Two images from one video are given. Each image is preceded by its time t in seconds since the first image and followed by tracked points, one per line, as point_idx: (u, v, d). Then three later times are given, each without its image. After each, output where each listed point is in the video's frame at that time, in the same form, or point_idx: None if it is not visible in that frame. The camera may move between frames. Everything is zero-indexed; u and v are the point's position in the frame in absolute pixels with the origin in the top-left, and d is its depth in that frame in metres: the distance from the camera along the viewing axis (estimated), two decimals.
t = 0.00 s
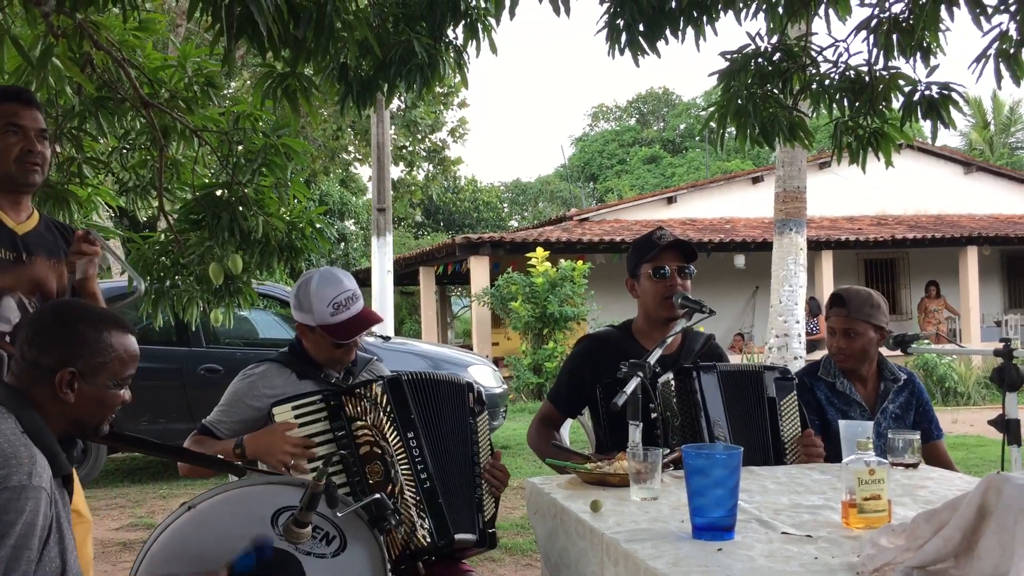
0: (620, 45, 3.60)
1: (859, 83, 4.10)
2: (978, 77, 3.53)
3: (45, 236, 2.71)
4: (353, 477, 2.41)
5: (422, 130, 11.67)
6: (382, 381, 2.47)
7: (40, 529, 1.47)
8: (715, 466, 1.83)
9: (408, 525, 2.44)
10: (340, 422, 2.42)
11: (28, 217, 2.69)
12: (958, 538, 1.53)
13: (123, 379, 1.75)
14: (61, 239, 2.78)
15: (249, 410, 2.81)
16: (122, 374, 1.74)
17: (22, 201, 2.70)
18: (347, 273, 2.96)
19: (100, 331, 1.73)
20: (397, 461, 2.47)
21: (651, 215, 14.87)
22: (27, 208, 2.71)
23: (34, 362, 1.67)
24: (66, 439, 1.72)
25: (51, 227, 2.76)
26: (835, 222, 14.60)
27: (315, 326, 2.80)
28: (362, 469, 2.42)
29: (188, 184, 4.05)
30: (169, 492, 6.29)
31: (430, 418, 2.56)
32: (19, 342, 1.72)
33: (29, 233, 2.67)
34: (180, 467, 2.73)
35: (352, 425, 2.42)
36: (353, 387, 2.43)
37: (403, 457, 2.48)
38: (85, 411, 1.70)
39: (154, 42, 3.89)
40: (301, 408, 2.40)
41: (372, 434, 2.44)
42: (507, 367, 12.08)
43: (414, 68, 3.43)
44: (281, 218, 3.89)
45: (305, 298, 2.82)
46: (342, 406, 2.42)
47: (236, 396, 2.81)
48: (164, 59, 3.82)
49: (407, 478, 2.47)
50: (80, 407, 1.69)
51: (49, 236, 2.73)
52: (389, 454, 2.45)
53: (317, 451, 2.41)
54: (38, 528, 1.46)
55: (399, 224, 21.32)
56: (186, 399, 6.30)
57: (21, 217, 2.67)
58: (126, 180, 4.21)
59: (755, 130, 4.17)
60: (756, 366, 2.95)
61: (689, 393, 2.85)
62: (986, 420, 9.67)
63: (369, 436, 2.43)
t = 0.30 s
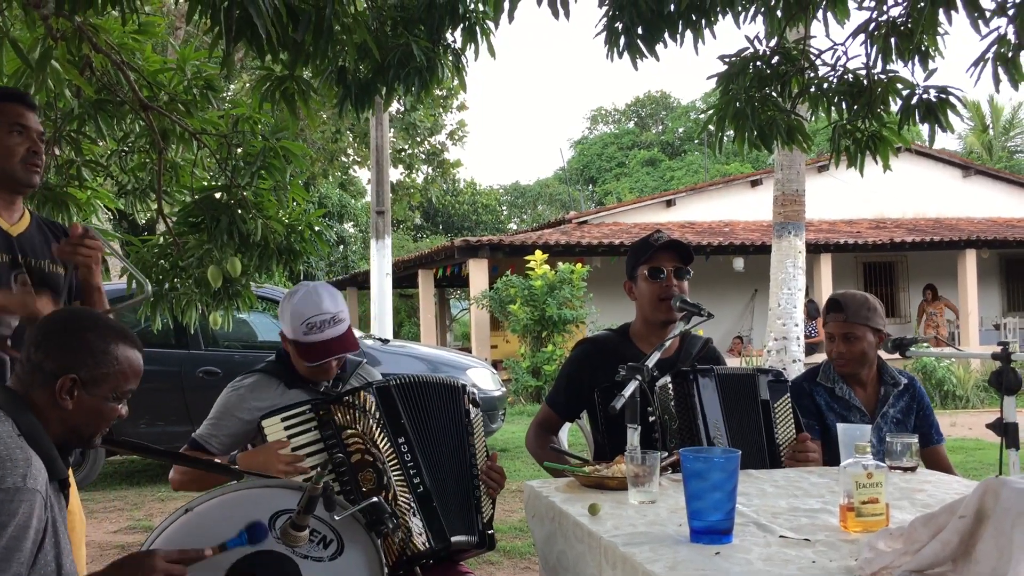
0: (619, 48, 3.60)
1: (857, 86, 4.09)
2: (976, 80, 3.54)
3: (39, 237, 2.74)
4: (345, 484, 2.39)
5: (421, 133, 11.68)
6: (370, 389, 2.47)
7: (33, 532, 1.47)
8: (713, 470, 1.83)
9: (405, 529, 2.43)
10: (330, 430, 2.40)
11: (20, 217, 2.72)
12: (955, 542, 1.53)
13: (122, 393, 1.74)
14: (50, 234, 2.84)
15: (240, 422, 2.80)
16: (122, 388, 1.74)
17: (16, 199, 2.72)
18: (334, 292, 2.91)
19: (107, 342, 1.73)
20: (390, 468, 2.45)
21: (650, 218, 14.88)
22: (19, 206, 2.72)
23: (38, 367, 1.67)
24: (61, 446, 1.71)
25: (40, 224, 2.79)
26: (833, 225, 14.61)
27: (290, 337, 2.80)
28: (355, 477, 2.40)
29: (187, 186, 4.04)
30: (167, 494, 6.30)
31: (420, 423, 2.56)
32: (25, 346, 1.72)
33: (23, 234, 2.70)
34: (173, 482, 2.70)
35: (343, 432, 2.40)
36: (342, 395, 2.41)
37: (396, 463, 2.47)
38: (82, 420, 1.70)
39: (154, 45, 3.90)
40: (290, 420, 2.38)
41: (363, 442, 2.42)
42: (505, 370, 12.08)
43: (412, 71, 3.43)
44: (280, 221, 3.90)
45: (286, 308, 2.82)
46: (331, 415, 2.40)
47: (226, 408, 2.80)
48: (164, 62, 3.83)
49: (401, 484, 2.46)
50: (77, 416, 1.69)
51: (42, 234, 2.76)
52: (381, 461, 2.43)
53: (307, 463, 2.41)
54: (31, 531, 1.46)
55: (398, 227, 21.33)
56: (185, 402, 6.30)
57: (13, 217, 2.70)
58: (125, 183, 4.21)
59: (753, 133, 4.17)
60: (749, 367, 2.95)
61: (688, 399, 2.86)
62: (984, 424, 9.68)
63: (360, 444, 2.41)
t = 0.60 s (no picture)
0: (620, 52, 3.60)
1: (858, 90, 4.10)
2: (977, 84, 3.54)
3: (51, 243, 2.75)
4: (342, 488, 2.35)
5: (421, 137, 11.68)
6: (359, 393, 2.45)
7: (35, 533, 1.47)
8: (714, 474, 1.83)
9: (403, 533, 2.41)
10: (321, 436, 2.39)
11: (34, 222, 2.73)
12: (957, 547, 1.53)
13: (121, 392, 1.74)
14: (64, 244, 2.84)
15: (231, 434, 2.78)
16: (121, 386, 1.74)
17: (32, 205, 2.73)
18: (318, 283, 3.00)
19: (103, 341, 1.73)
20: (384, 471, 2.45)
21: (649, 222, 14.88)
22: (33, 212, 2.74)
23: (36, 368, 1.67)
24: (62, 448, 1.71)
25: (53, 231, 2.81)
26: (833, 229, 14.61)
27: (290, 330, 2.81)
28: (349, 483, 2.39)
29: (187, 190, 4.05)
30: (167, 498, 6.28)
31: (412, 426, 2.55)
32: (23, 347, 1.72)
33: (36, 239, 2.71)
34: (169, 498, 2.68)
35: (334, 438, 2.39)
36: (331, 400, 2.39)
37: (389, 467, 2.47)
38: (82, 421, 1.69)
39: (155, 49, 3.91)
40: (280, 428, 2.37)
41: (355, 446, 2.41)
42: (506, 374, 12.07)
43: (413, 75, 3.44)
44: (280, 225, 3.91)
45: (277, 303, 2.84)
46: (321, 420, 2.39)
47: (216, 422, 2.77)
48: (164, 66, 3.84)
49: (395, 488, 2.46)
50: (76, 416, 1.69)
51: (54, 241, 2.79)
52: (373, 465, 2.42)
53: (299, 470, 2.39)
54: (34, 532, 1.46)
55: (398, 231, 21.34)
56: (185, 406, 6.29)
57: (28, 223, 2.71)
58: (126, 187, 4.21)
59: (754, 137, 4.18)
60: (745, 372, 2.93)
61: (689, 402, 2.86)
62: (985, 428, 9.67)
63: (351, 449, 2.40)
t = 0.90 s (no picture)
0: (620, 57, 3.61)
1: (858, 94, 4.10)
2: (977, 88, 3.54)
3: (70, 255, 2.75)
4: (339, 492, 2.35)
5: (421, 140, 11.69)
6: (356, 396, 2.44)
7: (36, 541, 1.46)
8: (714, 478, 1.83)
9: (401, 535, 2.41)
10: (319, 439, 2.38)
11: (54, 233, 2.72)
12: (957, 551, 1.53)
13: (121, 399, 1.74)
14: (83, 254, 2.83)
15: (233, 434, 2.76)
16: (121, 394, 1.74)
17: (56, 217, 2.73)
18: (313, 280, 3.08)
19: (105, 347, 1.73)
20: (382, 474, 2.44)
21: (649, 226, 14.89)
22: (56, 223, 2.73)
23: (36, 373, 1.67)
24: (60, 453, 1.71)
25: (72, 241, 2.80)
26: (833, 232, 14.62)
27: (300, 322, 2.85)
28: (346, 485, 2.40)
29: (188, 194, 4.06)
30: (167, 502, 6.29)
31: (408, 429, 2.55)
32: (24, 352, 1.72)
33: (55, 251, 2.70)
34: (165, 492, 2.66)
35: (331, 441, 2.39)
36: (327, 403, 2.39)
37: (386, 469, 2.45)
38: (80, 426, 1.69)
39: (155, 53, 3.91)
40: (279, 431, 2.36)
41: (351, 450, 2.41)
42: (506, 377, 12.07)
43: (414, 79, 3.45)
44: (280, 228, 3.92)
45: (283, 298, 2.89)
46: (318, 423, 2.38)
47: (219, 420, 2.75)
48: (165, 70, 3.84)
49: (392, 490, 2.45)
50: (75, 421, 1.68)
51: (72, 252, 2.77)
52: (370, 468, 2.42)
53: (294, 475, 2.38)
54: (34, 540, 1.46)
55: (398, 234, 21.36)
56: (184, 409, 6.29)
57: (48, 234, 2.70)
58: (126, 190, 4.21)
59: (754, 141, 4.20)
60: (742, 376, 2.94)
61: (689, 406, 2.86)
62: (985, 432, 9.66)
63: (348, 452, 2.40)
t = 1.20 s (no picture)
0: (620, 59, 3.61)
1: (858, 96, 4.10)
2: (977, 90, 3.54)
3: (74, 251, 2.76)
4: (345, 494, 2.38)
5: (421, 142, 11.70)
6: (367, 398, 2.45)
7: (38, 543, 1.46)
8: (714, 480, 1.82)
9: (404, 539, 2.41)
10: (328, 441, 2.40)
11: (57, 230, 2.73)
12: (957, 553, 1.52)
13: (120, 400, 1.74)
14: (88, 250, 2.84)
15: (243, 431, 2.78)
16: (120, 395, 1.73)
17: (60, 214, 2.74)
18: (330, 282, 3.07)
19: (103, 348, 1.73)
20: (389, 478, 2.44)
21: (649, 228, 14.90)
22: (60, 221, 2.74)
23: (34, 373, 1.67)
24: (60, 455, 1.70)
25: (77, 238, 2.81)
26: (833, 234, 14.63)
27: (318, 325, 2.84)
28: (353, 489, 2.40)
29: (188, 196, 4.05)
30: (167, 504, 6.28)
31: (418, 434, 2.54)
32: (23, 355, 1.72)
33: (59, 247, 2.71)
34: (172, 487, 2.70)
35: (340, 443, 2.40)
36: (338, 405, 2.40)
37: (394, 472, 2.45)
38: (79, 427, 1.69)
39: (155, 55, 3.90)
40: (289, 430, 2.38)
41: (360, 453, 2.41)
42: (506, 379, 12.07)
43: (414, 80, 3.45)
44: (280, 230, 3.92)
45: (302, 299, 2.88)
46: (328, 425, 2.39)
47: (230, 416, 2.77)
48: (164, 71, 3.83)
49: (399, 494, 2.44)
50: (74, 422, 1.68)
51: (77, 248, 2.78)
52: (378, 471, 2.42)
53: (301, 474, 2.42)
54: (36, 542, 1.45)
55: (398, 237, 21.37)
56: (185, 412, 6.29)
57: (51, 232, 2.71)
58: (126, 193, 4.21)
59: (754, 143, 4.20)
60: (750, 379, 2.94)
61: (690, 408, 2.85)
62: (985, 433, 9.66)
63: (356, 455, 2.40)
